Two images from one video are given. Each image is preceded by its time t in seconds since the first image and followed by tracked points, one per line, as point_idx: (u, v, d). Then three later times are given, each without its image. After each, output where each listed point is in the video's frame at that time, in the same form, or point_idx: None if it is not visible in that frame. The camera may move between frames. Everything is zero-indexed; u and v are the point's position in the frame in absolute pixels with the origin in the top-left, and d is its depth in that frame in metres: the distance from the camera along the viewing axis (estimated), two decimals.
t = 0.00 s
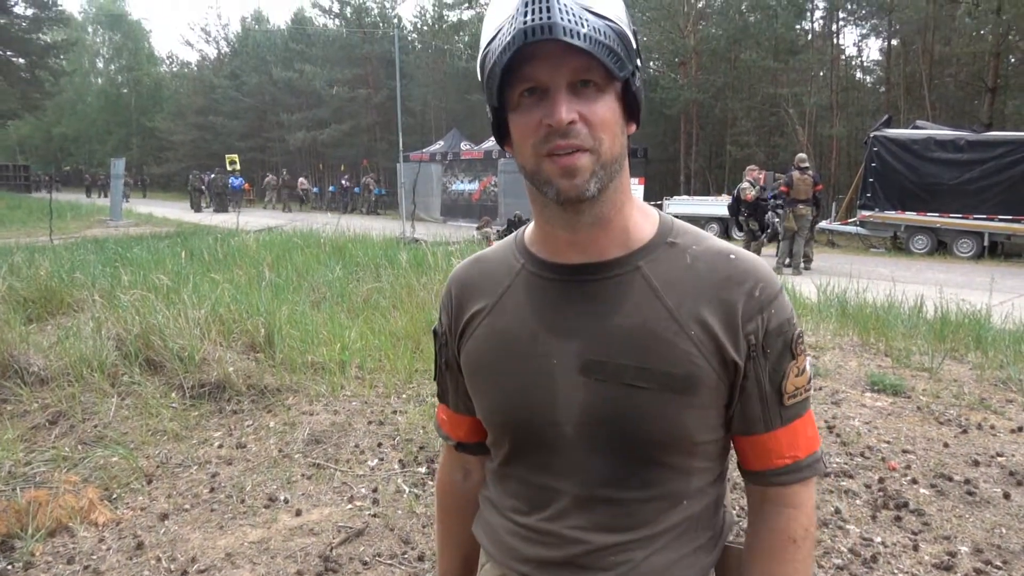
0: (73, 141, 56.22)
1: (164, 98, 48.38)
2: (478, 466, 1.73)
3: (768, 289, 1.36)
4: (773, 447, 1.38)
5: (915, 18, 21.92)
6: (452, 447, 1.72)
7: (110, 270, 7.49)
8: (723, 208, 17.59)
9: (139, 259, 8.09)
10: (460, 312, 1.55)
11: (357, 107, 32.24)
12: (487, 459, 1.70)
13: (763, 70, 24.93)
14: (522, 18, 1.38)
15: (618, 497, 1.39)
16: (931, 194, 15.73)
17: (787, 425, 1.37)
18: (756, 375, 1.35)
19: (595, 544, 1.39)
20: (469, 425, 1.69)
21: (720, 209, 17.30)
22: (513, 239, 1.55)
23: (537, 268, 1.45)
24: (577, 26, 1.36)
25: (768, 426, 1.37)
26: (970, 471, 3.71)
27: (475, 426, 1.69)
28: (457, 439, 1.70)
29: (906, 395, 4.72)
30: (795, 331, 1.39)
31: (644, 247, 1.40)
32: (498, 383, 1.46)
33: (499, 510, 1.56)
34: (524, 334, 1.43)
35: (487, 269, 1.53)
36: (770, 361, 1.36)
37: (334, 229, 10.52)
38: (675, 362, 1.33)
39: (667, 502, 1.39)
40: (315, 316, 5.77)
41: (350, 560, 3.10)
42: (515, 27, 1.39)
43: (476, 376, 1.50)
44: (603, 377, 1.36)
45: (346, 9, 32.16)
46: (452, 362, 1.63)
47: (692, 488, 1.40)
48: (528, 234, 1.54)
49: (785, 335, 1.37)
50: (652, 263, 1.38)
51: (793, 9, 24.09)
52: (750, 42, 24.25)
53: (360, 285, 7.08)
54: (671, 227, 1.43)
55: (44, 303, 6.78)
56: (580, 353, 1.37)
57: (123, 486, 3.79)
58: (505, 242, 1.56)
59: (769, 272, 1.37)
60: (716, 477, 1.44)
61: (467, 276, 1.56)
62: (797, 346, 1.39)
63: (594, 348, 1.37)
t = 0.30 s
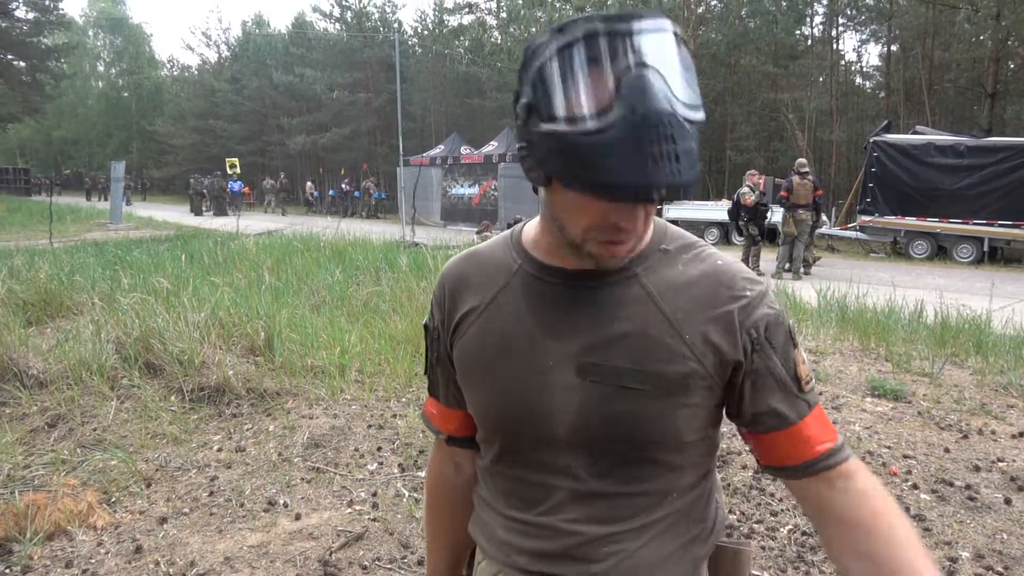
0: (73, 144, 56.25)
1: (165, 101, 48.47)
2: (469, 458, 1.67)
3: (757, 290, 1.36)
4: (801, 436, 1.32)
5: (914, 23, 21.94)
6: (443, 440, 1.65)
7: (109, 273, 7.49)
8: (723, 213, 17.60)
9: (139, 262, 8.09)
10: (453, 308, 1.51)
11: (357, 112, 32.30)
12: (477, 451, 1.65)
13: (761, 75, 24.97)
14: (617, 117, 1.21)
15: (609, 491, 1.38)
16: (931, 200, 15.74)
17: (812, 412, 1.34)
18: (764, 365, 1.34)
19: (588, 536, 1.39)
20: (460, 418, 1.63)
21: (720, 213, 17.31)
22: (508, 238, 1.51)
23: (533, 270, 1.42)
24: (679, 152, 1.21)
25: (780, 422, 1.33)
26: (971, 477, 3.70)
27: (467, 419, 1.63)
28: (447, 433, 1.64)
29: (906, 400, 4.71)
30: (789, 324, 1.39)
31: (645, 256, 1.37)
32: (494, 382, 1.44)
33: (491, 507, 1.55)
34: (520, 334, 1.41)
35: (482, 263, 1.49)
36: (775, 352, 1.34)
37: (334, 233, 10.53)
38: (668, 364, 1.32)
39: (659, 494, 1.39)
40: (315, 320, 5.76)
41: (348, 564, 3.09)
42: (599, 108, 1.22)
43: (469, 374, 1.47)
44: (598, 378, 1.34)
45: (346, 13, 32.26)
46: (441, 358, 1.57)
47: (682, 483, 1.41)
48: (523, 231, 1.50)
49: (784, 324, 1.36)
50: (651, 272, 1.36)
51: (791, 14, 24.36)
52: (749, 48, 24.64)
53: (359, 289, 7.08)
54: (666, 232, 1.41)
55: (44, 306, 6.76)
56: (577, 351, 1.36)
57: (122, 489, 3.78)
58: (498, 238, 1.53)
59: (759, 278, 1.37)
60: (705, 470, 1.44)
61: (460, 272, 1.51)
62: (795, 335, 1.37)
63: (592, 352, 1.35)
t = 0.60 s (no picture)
0: (70, 148, 56.14)
1: (163, 105, 48.47)
2: (452, 441, 1.65)
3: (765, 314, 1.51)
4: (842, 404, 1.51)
5: (911, 25, 21.99)
6: (431, 426, 1.60)
7: (107, 276, 7.48)
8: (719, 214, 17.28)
9: (136, 265, 8.08)
10: (454, 303, 1.47)
11: (356, 115, 32.33)
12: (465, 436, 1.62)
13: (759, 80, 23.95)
14: (738, 239, 1.25)
15: (609, 490, 1.44)
16: (929, 202, 15.75)
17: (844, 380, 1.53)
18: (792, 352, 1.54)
19: (582, 534, 1.44)
20: (448, 405, 1.57)
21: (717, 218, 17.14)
22: (518, 233, 1.48)
23: (550, 276, 1.41)
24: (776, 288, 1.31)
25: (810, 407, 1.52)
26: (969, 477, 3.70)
27: (453, 407, 1.57)
28: (432, 417, 1.58)
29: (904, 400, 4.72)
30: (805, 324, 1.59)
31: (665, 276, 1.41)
32: (496, 384, 1.44)
33: (480, 503, 1.56)
34: (529, 339, 1.41)
35: (488, 256, 1.47)
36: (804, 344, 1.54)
37: (332, 236, 10.54)
38: (680, 376, 1.42)
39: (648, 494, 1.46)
40: (313, 322, 5.78)
41: (348, 566, 3.09)
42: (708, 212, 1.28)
43: (470, 375, 1.45)
44: (613, 386, 1.39)
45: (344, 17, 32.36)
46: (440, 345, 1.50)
47: (675, 483, 1.50)
48: (534, 228, 1.49)
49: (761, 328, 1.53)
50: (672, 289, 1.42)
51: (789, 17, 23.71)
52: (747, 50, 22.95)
53: (357, 291, 7.08)
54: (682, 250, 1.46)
55: (41, 309, 6.75)
56: (589, 361, 1.39)
57: (121, 492, 3.78)
58: (504, 229, 1.51)
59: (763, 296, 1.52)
60: (694, 468, 1.54)
61: (461, 263, 1.47)
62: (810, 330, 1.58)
63: (609, 360, 1.39)
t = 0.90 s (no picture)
0: (58, 142, 55.74)
1: (152, 99, 48.20)
2: (437, 423, 1.64)
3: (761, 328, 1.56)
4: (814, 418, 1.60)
5: (903, 20, 22.05)
6: (417, 409, 1.58)
7: (97, 271, 7.45)
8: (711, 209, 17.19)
9: (126, 260, 8.04)
10: (451, 291, 1.46)
11: (347, 109, 32.25)
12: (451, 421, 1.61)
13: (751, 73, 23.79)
14: (766, 268, 1.26)
15: (599, 482, 1.46)
16: (920, 196, 15.87)
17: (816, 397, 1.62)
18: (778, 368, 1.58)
19: (572, 527, 1.45)
20: (436, 389, 1.56)
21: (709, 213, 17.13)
22: (521, 227, 1.47)
23: (555, 274, 1.40)
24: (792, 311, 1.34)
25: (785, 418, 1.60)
26: (958, 468, 3.73)
27: (441, 390, 1.56)
28: (419, 401, 1.57)
29: (895, 393, 4.75)
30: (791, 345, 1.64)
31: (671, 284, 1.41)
32: (495, 375, 1.43)
33: (468, 492, 1.56)
34: (530, 333, 1.40)
35: (491, 247, 1.45)
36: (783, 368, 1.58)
37: (322, 231, 10.52)
38: (674, 377, 1.44)
39: (636, 488, 1.49)
40: (306, 317, 5.77)
41: (342, 559, 3.09)
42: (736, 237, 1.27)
43: (466, 365, 1.45)
44: (609, 384, 1.40)
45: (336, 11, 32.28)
46: (435, 330, 1.49)
47: (660, 478, 1.53)
48: (537, 223, 1.48)
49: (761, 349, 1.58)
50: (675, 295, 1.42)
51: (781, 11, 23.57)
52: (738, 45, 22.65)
53: (350, 286, 7.06)
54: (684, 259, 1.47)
55: (30, 305, 6.72)
56: (590, 359, 1.40)
57: (113, 487, 3.77)
58: (504, 220, 1.50)
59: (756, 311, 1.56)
60: (682, 460, 1.57)
61: (461, 251, 1.46)
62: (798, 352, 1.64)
63: (609, 360, 1.40)
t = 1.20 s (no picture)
0: (47, 136, 55.39)
1: (142, 93, 47.92)
2: (428, 408, 1.65)
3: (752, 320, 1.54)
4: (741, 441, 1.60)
5: (893, 13, 22.08)
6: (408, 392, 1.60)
7: (86, 266, 7.41)
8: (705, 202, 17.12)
9: (116, 254, 8.02)
10: (442, 273, 1.48)
11: (337, 103, 32.12)
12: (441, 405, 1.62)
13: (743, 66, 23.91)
14: (774, 241, 1.25)
15: (579, 470, 1.47)
16: (911, 189, 15.92)
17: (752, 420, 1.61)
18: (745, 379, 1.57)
19: (551, 513, 1.47)
20: (427, 370, 1.58)
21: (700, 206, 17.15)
22: (517, 213, 1.48)
23: (549, 257, 1.41)
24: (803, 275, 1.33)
25: (740, 422, 1.58)
26: (946, 456, 3.76)
27: (432, 372, 1.59)
28: (411, 384, 1.59)
29: (884, 383, 4.79)
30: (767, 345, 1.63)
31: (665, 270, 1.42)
32: (484, 357, 1.44)
33: (453, 476, 1.58)
34: (520, 317, 1.41)
35: (483, 231, 1.46)
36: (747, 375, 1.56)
37: (313, 225, 10.51)
38: (659, 367, 1.43)
39: (619, 475, 1.50)
40: (297, 311, 5.77)
41: (334, 550, 3.10)
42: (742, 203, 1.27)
43: (456, 346, 1.46)
44: (594, 370, 1.40)
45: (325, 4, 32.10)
46: (426, 312, 1.50)
47: (642, 471, 1.53)
48: (531, 207, 1.48)
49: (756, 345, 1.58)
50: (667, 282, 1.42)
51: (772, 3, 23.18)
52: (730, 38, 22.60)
53: (342, 279, 7.05)
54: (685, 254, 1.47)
55: (19, 300, 6.68)
56: (578, 345, 1.40)
57: (104, 481, 3.77)
58: (497, 205, 1.51)
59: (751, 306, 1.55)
60: (667, 451, 1.58)
61: (455, 233, 1.48)
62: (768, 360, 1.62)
63: (594, 346, 1.40)
